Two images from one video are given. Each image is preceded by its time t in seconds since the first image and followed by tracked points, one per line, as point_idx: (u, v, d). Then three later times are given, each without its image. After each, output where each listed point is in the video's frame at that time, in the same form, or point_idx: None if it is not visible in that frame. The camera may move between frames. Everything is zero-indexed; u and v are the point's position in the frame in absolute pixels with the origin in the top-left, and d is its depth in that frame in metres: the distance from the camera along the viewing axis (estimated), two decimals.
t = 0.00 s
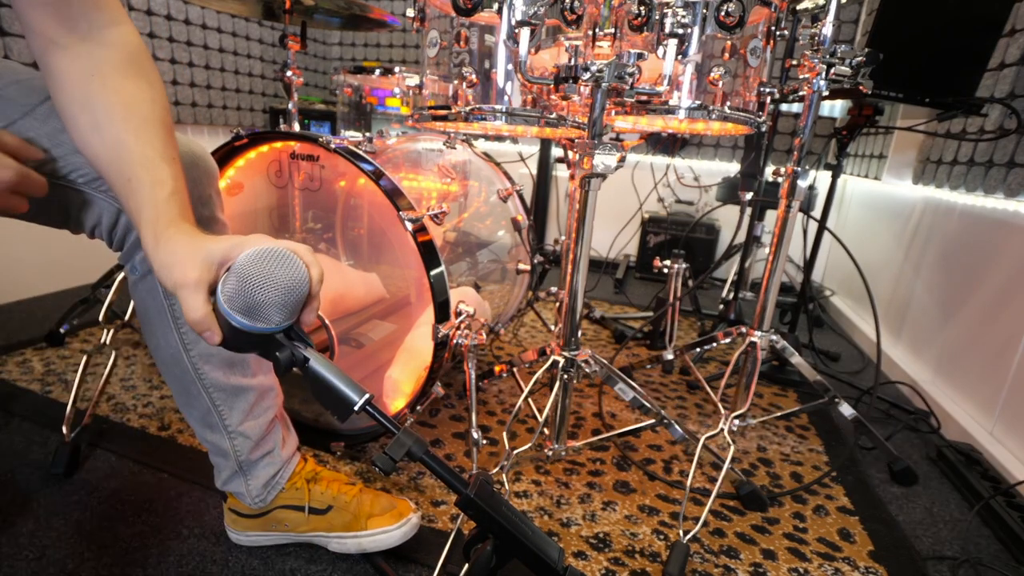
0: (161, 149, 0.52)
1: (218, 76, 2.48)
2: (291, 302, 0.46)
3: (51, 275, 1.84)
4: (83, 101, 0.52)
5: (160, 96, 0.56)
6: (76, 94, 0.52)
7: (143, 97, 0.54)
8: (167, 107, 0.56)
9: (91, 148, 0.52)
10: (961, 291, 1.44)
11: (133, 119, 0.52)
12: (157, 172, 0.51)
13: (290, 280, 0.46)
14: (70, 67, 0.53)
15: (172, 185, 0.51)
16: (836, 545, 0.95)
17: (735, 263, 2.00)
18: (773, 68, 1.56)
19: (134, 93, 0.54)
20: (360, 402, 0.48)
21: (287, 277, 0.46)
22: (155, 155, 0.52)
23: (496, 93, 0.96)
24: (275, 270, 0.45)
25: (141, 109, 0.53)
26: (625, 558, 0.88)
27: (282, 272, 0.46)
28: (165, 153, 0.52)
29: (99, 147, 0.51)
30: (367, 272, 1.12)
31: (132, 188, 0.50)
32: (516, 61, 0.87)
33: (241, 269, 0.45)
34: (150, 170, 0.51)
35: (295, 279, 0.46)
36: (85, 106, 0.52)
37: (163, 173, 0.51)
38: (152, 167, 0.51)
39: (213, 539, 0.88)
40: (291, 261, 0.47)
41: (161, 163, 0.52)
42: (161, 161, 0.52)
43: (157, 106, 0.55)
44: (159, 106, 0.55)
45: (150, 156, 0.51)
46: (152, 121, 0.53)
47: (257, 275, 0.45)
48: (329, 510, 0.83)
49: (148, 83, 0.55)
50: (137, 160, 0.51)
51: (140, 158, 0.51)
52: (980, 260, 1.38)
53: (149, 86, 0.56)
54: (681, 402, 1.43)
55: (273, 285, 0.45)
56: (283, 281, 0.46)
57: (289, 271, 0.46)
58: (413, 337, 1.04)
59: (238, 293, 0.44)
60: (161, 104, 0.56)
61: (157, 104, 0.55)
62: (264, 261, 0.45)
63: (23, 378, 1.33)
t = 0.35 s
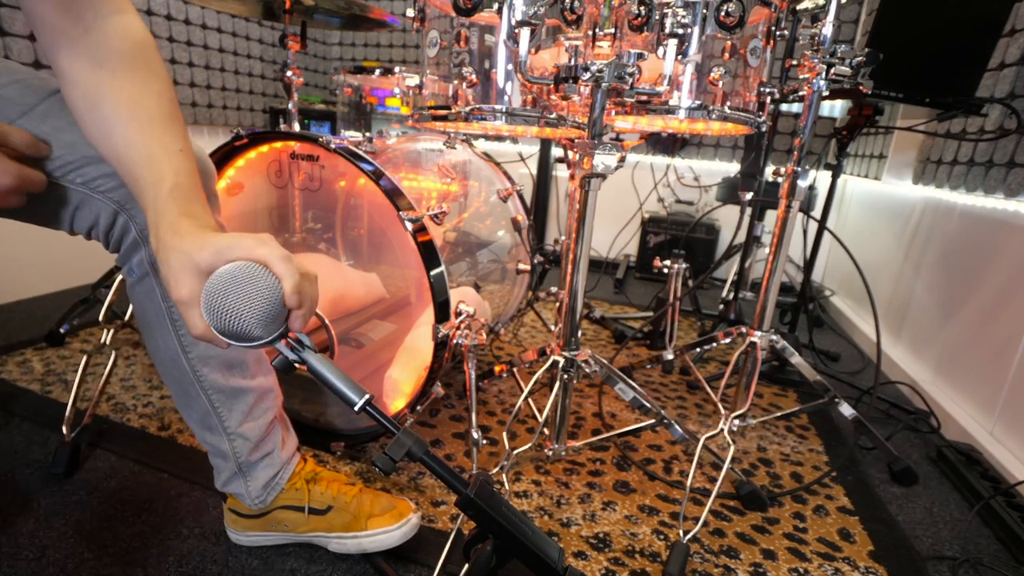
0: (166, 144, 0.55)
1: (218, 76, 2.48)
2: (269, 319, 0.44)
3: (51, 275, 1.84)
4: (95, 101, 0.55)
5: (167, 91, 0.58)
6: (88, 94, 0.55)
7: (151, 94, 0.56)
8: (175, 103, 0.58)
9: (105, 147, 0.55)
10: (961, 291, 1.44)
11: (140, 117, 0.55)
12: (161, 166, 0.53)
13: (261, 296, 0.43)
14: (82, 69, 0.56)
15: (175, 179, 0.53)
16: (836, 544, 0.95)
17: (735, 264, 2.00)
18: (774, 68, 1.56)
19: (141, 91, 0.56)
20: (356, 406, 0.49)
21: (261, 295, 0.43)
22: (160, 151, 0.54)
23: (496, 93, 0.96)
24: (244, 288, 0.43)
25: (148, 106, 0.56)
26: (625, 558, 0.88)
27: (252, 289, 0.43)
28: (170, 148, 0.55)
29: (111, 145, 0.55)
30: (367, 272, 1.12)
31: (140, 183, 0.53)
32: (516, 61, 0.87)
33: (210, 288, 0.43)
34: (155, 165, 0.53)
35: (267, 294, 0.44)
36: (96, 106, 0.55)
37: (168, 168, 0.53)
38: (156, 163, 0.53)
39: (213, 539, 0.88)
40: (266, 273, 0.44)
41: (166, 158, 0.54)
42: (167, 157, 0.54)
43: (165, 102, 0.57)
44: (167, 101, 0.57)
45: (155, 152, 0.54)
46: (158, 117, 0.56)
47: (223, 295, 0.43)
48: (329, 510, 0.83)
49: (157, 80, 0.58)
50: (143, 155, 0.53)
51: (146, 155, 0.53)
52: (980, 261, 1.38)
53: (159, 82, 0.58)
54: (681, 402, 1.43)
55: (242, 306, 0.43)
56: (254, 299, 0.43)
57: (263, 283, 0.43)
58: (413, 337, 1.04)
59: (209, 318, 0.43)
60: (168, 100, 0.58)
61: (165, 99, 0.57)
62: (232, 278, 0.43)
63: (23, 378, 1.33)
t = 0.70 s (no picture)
0: (168, 138, 0.55)
1: (218, 76, 2.48)
2: (260, 325, 0.45)
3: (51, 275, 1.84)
4: (96, 98, 0.55)
5: (167, 85, 0.58)
6: (89, 91, 0.56)
7: (151, 89, 0.57)
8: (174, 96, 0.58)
9: (108, 144, 0.56)
10: (961, 291, 1.44)
11: (140, 112, 0.55)
12: (163, 161, 0.53)
13: (247, 305, 0.44)
14: (81, 65, 0.56)
15: (177, 173, 0.53)
16: (836, 544, 0.95)
17: (735, 263, 2.00)
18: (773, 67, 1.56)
19: (141, 85, 0.56)
20: (357, 406, 0.50)
21: (245, 304, 0.44)
22: (161, 146, 0.54)
23: (496, 93, 0.96)
24: (230, 298, 0.44)
25: (148, 101, 0.56)
26: (625, 558, 0.89)
27: (236, 298, 0.44)
28: (171, 143, 0.55)
29: (113, 143, 0.55)
30: (367, 272, 1.12)
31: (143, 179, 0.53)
32: (516, 61, 0.87)
33: (199, 299, 0.44)
34: (157, 160, 0.53)
35: (252, 304, 0.44)
36: (97, 103, 0.55)
37: (169, 163, 0.54)
38: (157, 158, 0.54)
39: (212, 539, 0.88)
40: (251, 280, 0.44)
41: (167, 152, 0.54)
42: (168, 151, 0.54)
43: (164, 96, 0.57)
44: (167, 96, 0.58)
45: (156, 147, 0.54)
46: (158, 111, 0.56)
47: (212, 306, 0.44)
48: (329, 510, 0.83)
49: (156, 73, 0.58)
50: (145, 151, 0.54)
51: (148, 150, 0.54)
52: (980, 261, 1.38)
53: (159, 76, 0.58)
54: (681, 401, 1.43)
55: (230, 316, 0.44)
56: (242, 308, 0.44)
57: (246, 293, 0.43)
58: (413, 337, 1.04)
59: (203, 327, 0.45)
60: (167, 93, 0.58)
61: (165, 93, 0.57)
62: (217, 289, 0.44)
63: (23, 378, 1.33)
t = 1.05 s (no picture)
0: (175, 135, 0.57)
1: (218, 76, 2.48)
2: (255, 333, 0.46)
3: (51, 275, 1.84)
4: (105, 93, 0.57)
5: (172, 80, 0.60)
6: (98, 87, 0.58)
7: (157, 85, 0.58)
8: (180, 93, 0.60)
9: (117, 140, 0.58)
10: (961, 291, 1.44)
11: (148, 109, 0.57)
12: (170, 158, 0.55)
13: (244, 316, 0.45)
14: (90, 60, 0.58)
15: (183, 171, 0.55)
16: (836, 544, 0.95)
17: (735, 263, 2.00)
18: (774, 67, 1.55)
19: (149, 81, 0.58)
20: (356, 406, 0.50)
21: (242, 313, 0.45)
22: (168, 142, 0.56)
23: (496, 93, 0.96)
24: (225, 308, 0.44)
25: (156, 98, 0.58)
26: (625, 558, 0.89)
27: (229, 310, 0.44)
28: (177, 139, 0.57)
29: (121, 138, 0.57)
30: (367, 272, 1.12)
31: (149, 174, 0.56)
32: (516, 61, 0.87)
33: (196, 308, 0.45)
34: (163, 155, 0.56)
35: (246, 313, 0.45)
36: (107, 100, 0.58)
37: (174, 159, 0.56)
38: (163, 154, 0.56)
39: (213, 539, 0.88)
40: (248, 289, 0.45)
41: (174, 148, 0.56)
42: (175, 148, 0.56)
43: (171, 92, 0.59)
44: (175, 92, 0.60)
45: (162, 143, 0.56)
46: (166, 108, 0.58)
47: (204, 318, 0.45)
48: (329, 510, 0.83)
49: (163, 69, 0.59)
50: (151, 147, 0.56)
51: (154, 147, 0.56)
52: (981, 260, 1.38)
53: (166, 71, 0.60)
54: (681, 402, 1.43)
55: (224, 327, 0.45)
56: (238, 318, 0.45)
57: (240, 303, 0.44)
58: (413, 337, 1.04)
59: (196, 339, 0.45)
60: (175, 90, 0.60)
61: (172, 90, 0.59)
62: (210, 300, 0.44)
63: (23, 378, 1.33)
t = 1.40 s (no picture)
0: (178, 129, 0.57)
1: (218, 76, 2.48)
2: (250, 341, 0.46)
3: (51, 275, 1.84)
4: (112, 91, 0.58)
5: (177, 75, 0.60)
6: (105, 84, 0.58)
7: (160, 80, 0.58)
8: (184, 86, 0.60)
9: (125, 137, 0.59)
10: (961, 291, 1.44)
11: (150, 103, 0.57)
12: (171, 152, 0.55)
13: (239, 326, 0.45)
14: (97, 57, 0.58)
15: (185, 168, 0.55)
16: (836, 544, 0.95)
17: (735, 263, 2.00)
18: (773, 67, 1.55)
19: (152, 75, 0.58)
20: (356, 407, 0.50)
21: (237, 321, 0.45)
22: (170, 136, 0.56)
23: (496, 93, 0.96)
24: (218, 317, 0.45)
25: (159, 91, 0.58)
26: (625, 558, 0.89)
27: (223, 320, 0.45)
28: (180, 134, 0.57)
29: (128, 135, 0.58)
30: (367, 272, 1.12)
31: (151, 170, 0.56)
32: (516, 61, 0.87)
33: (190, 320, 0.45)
34: (165, 150, 0.56)
35: (239, 321, 0.45)
36: (113, 96, 0.58)
37: (178, 155, 0.56)
38: (165, 149, 0.56)
39: (213, 539, 0.88)
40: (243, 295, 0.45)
41: (175, 143, 0.56)
42: (177, 142, 0.56)
43: (175, 85, 0.59)
44: (180, 86, 0.60)
45: (164, 138, 0.56)
46: (168, 100, 0.58)
47: (199, 326, 0.45)
48: (329, 510, 0.83)
49: (168, 63, 0.59)
50: (155, 142, 0.56)
51: (156, 141, 0.56)
52: (981, 260, 1.38)
53: (170, 65, 0.60)
54: (681, 401, 1.43)
55: (219, 337, 0.46)
56: (234, 328, 0.45)
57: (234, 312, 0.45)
58: (413, 337, 1.04)
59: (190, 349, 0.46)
60: (180, 83, 0.60)
61: (177, 84, 0.59)
62: (203, 309, 0.45)
63: (23, 378, 1.33)
